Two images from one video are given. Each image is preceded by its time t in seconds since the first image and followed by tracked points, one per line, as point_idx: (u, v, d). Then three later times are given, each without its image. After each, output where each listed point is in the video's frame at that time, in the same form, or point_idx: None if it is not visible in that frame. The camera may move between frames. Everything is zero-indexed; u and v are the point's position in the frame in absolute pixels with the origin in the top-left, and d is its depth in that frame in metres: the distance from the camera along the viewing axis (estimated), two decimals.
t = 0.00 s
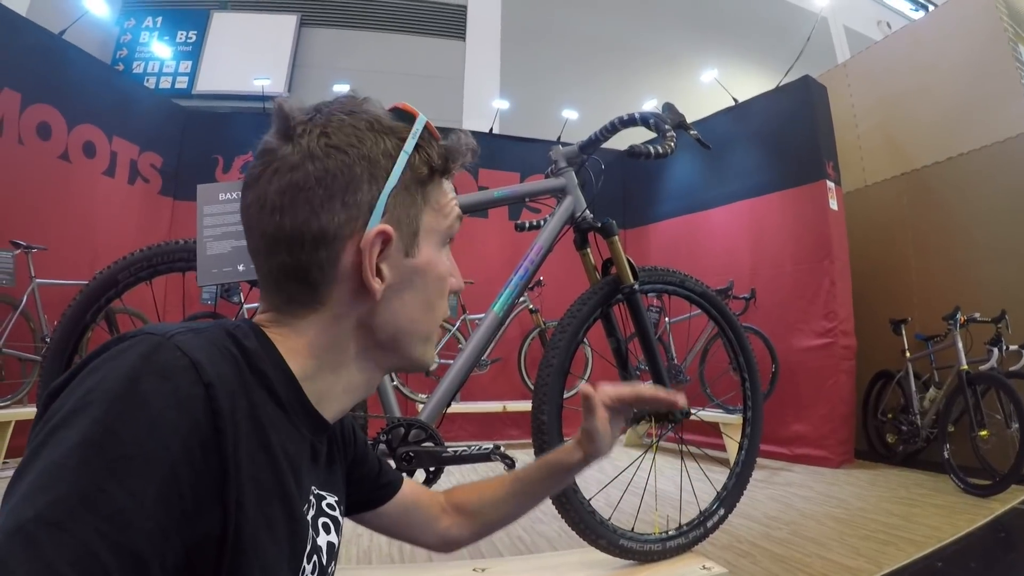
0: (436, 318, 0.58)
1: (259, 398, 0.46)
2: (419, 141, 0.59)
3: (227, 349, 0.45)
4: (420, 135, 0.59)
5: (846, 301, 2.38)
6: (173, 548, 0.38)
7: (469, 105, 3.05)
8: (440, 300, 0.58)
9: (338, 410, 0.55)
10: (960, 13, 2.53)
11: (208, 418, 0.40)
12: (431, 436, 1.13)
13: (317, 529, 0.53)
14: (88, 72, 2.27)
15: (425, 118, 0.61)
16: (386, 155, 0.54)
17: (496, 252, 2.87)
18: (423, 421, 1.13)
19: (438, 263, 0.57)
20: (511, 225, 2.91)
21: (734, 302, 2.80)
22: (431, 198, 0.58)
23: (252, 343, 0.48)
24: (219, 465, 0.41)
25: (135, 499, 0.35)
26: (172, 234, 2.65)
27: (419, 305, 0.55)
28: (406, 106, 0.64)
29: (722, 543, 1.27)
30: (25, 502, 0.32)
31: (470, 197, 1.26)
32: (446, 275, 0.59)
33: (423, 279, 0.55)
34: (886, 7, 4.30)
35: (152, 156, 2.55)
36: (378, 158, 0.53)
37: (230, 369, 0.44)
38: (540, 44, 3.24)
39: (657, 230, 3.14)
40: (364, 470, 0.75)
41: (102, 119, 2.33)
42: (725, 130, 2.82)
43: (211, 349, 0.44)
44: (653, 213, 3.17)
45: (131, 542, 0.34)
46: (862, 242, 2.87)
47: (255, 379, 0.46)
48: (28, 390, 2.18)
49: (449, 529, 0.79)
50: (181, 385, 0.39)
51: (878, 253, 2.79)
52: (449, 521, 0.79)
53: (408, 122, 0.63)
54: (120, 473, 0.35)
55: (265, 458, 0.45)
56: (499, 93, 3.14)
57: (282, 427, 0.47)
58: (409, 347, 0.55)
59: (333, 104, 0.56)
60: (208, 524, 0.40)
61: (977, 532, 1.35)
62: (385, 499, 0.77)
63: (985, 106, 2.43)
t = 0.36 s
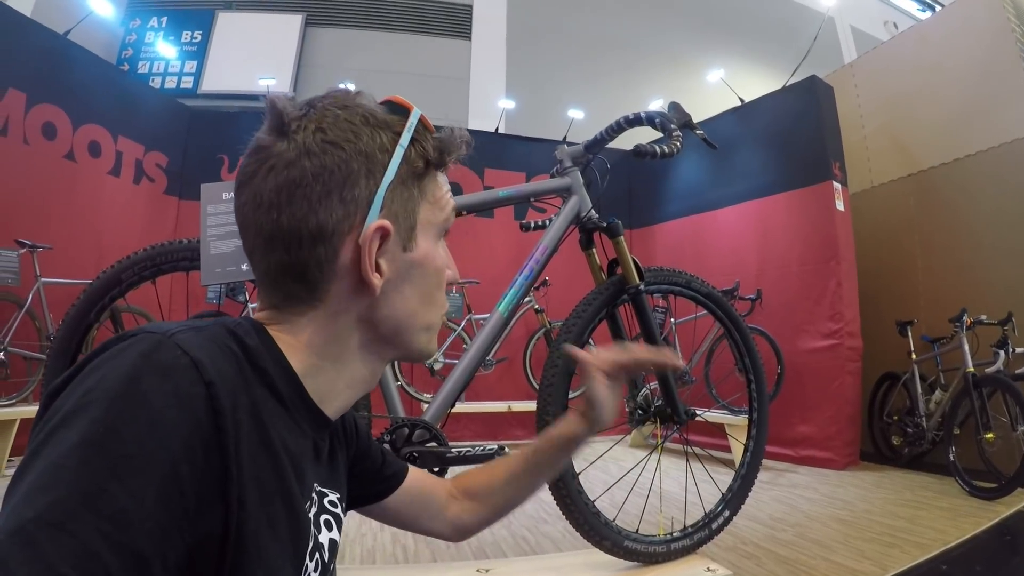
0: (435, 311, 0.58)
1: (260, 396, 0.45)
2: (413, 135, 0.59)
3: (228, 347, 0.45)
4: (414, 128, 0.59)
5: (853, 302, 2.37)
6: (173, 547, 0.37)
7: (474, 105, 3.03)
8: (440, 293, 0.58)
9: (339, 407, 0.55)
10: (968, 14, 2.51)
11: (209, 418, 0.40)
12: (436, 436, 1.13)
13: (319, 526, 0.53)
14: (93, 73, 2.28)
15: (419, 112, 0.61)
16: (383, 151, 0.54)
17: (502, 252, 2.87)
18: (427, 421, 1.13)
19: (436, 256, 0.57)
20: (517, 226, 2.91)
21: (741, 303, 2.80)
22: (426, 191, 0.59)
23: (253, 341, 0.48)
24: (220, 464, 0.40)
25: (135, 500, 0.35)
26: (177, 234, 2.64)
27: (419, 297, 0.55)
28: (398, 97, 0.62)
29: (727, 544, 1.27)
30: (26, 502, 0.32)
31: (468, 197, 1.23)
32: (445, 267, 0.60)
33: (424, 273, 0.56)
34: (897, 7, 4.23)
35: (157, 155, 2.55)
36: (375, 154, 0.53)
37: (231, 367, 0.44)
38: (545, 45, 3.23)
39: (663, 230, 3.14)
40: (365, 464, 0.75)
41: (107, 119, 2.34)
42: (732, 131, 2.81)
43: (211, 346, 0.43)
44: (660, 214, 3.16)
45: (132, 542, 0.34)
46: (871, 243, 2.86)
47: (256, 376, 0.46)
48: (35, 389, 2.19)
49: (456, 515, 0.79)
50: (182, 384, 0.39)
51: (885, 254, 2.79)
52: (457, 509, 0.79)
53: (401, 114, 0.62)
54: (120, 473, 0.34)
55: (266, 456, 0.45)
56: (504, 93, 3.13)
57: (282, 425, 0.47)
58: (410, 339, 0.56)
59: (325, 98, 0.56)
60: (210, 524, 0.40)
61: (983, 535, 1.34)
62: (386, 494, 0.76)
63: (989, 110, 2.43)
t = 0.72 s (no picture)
0: (392, 332, 0.47)
1: (272, 405, 0.46)
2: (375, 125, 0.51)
3: (241, 356, 0.45)
4: (383, 116, 0.51)
5: (855, 307, 2.39)
6: (186, 553, 0.37)
7: (481, 106, 3.03)
8: (396, 309, 0.46)
9: (351, 420, 0.54)
10: (975, 23, 2.52)
11: (222, 424, 0.40)
12: (442, 438, 1.13)
13: (329, 539, 0.53)
14: (101, 69, 2.25)
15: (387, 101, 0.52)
16: (328, 145, 0.50)
17: (506, 253, 2.86)
18: (434, 423, 1.13)
19: (381, 262, 0.46)
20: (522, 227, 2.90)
21: (745, 306, 2.81)
22: (386, 182, 0.48)
23: (263, 349, 0.48)
24: (232, 470, 0.40)
25: (148, 504, 0.34)
26: (181, 230, 2.62)
27: (363, 307, 0.46)
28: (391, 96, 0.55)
29: (731, 547, 1.27)
30: (39, 508, 0.31)
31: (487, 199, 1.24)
32: (414, 274, 0.47)
33: (363, 280, 0.46)
34: (905, 15, 4.21)
35: (162, 152, 2.52)
36: (317, 150, 0.50)
37: (242, 374, 0.44)
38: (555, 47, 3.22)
39: (668, 233, 3.15)
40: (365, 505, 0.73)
41: (114, 115, 2.31)
42: (739, 134, 2.82)
43: (224, 355, 0.43)
44: (665, 217, 3.17)
45: (147, 547, 0.33)
46: (874, 248, 2.88)
47: (266, 385, 0.46)
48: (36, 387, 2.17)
49: None
50: (195, 390, 0.39)
51: (889, 259, 2.81)
52: None
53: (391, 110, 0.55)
54: (134, 478, 0.34)
55: (276, 464, 0.45)
56: (511, 94, 3.09)
57: (292, 434, 0.47)
58: (365, 359, 0.48)
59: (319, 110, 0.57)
60: (221, 530, 0.40)
61: (983, 539, 1.35)
62: (379, 541, 0.76)
63: (996, 117, 2.43)
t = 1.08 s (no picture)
0: (353, 328, 0.46)
1: (281, 409, 0.46)
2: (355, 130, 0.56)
3: (250, 359, 0.45)
4: (360, 121, 0.57)
5: (855, 302, 2.40)
6: (193, 556, 0.37)
7: (481, 99, 2.93)
8: (353, 303, 0.47)
9: (362, 426, 0.54)
10: (975, 18, 2.51)
11: (231, 428, 0.40)
12: (445, 435, 1.13)
13: (336, 542, 0.53)
14: (98, 66, 2.25)
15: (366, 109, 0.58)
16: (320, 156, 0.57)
17: (506, 248, 2.86)
18: (437, 420, 1.13)
19: (340, 256, 0.48)
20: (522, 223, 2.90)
21: (744, 301, 2.81)
22: (350, 180, 0.52)
23: (274, 353, 0.48)
24: (241, 474, 0.41)
25: (157, 509, 0.34)
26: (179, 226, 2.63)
27: (329, 304, 0.47)
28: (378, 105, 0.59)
29: (732, 540, 1.28)
30: (47, 513, 0.31)
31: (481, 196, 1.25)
32: (370, 268, 0.47)
33: (328, 274, 0.48)
34: (904, 9, 4.21)
35: (159, 149, 2.52)
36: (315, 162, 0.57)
37: (252, 378, 0.44)
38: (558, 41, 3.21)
39: (668, 228, 3.15)
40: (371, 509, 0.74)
41: (110, 112, 2.30)
42: (739, 129, 2.81)
43: (233, 358, 0.43)
44: (665, 212, 3.17)
45: (154, 551, 0.33)
46: (874, 242, 2.89)
47: (276, 389, 0.46)
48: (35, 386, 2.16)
49: None
50: (204, 394, 0.39)
51: (890, 254, 2.81)
52: None
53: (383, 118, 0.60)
54: (143, 483, 0.34)
55: (285, 467, 0.45)
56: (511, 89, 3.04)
57: (301, 438, 0.47)
58: (335, 356, 0.47)
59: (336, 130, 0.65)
60: (229, 533, 0.40)
61: (981, 532, 1.36)
62: (385, 546, 0.77)
63: (996, 113, 2.43)
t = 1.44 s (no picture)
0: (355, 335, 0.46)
1: (278, 413, 0.45)
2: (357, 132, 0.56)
3: (246, 364, 0.45)
4: (363, 122, 0.56)
5: (849, 293, 2.40)
6: (190, 564, 0.36)
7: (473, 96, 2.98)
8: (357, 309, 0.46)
9: (358, 431, 0.54)
10: (965, 9, 2.51)
11: (227, 434, 0.39)
12: (442, 434, 1.13)
13: (335, 546, 0.53)
14: (92, 68, 2.25)
15: (368, 111, 0.57)
16: (320, 158, 0.56)
17: (501, 245, 2.86)
18: (434, 419, 1.13)
19: (346, 260, 0.47)
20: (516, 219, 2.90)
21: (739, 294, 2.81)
22: (355, 183, 0.51)
23: (270, 358, 0.47)
24: (238, 479, 0.40)
25: (154, 517, 0.34)
26: (173, 229, 2.64)
27: (331, 307, 0.47)
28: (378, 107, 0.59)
29: (730, 533, 1.28)
30: (42, 521, 0.31)
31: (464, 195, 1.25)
32: (375, 273, 0.47)
33: (331, 278, 0.47)
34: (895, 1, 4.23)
35: (151, 150, 2.53)
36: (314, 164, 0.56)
37: (248, 382, 0.43)
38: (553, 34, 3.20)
39: (662, 222, 3.16)
40: (372, 510, 0.73)
41: (104, 115, 2.30)
42: (731, 123, 2.82)
43: (229, 363, 0.43)
44: (658, 207, 3.17)
45: (151, 559, 0.33)
46: (867, 235, 2.89)
47: (273, 394, 0.46)
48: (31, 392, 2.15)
49: None
50: (200, 400, 0.38)
51: (885, 246, 2.80)
52: None
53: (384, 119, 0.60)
54: (139, 490, 0.34)
55: (283, 472, 0.45)
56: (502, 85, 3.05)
57: (298, 442, 0.47)
58: (334, 366, 0.47)
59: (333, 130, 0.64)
60: (228, 540, 0.40)
61: (978, 521, 1.37)
62: (386, 548, 0.76)
63: (986, 104, 2.44)
